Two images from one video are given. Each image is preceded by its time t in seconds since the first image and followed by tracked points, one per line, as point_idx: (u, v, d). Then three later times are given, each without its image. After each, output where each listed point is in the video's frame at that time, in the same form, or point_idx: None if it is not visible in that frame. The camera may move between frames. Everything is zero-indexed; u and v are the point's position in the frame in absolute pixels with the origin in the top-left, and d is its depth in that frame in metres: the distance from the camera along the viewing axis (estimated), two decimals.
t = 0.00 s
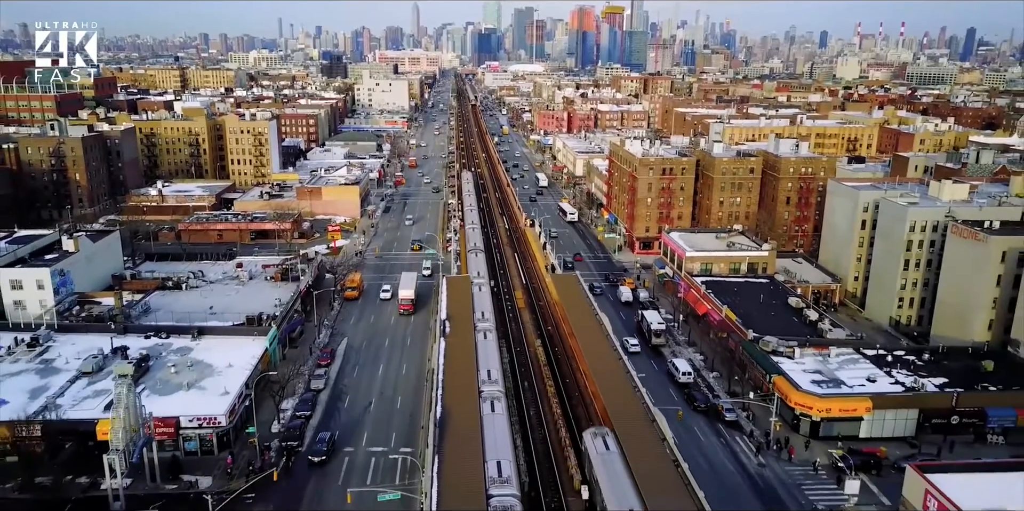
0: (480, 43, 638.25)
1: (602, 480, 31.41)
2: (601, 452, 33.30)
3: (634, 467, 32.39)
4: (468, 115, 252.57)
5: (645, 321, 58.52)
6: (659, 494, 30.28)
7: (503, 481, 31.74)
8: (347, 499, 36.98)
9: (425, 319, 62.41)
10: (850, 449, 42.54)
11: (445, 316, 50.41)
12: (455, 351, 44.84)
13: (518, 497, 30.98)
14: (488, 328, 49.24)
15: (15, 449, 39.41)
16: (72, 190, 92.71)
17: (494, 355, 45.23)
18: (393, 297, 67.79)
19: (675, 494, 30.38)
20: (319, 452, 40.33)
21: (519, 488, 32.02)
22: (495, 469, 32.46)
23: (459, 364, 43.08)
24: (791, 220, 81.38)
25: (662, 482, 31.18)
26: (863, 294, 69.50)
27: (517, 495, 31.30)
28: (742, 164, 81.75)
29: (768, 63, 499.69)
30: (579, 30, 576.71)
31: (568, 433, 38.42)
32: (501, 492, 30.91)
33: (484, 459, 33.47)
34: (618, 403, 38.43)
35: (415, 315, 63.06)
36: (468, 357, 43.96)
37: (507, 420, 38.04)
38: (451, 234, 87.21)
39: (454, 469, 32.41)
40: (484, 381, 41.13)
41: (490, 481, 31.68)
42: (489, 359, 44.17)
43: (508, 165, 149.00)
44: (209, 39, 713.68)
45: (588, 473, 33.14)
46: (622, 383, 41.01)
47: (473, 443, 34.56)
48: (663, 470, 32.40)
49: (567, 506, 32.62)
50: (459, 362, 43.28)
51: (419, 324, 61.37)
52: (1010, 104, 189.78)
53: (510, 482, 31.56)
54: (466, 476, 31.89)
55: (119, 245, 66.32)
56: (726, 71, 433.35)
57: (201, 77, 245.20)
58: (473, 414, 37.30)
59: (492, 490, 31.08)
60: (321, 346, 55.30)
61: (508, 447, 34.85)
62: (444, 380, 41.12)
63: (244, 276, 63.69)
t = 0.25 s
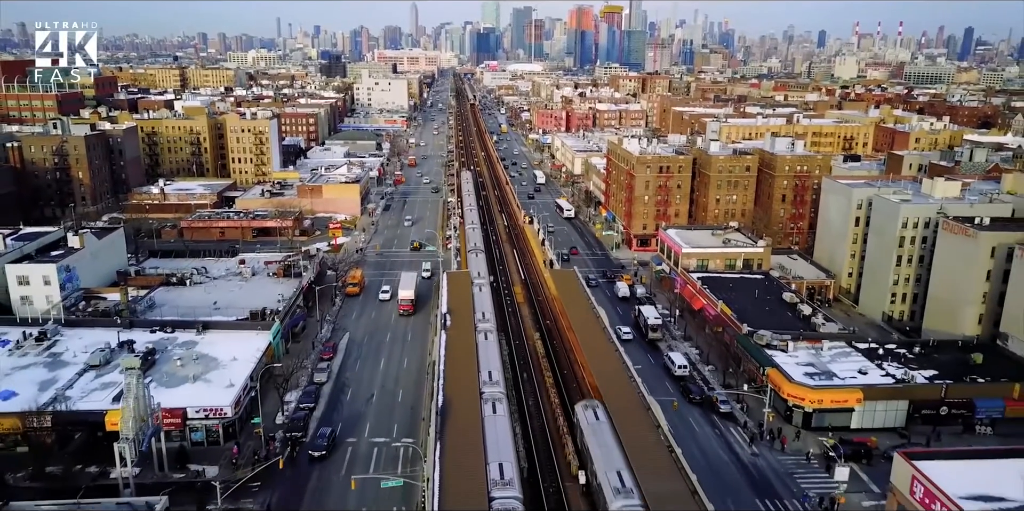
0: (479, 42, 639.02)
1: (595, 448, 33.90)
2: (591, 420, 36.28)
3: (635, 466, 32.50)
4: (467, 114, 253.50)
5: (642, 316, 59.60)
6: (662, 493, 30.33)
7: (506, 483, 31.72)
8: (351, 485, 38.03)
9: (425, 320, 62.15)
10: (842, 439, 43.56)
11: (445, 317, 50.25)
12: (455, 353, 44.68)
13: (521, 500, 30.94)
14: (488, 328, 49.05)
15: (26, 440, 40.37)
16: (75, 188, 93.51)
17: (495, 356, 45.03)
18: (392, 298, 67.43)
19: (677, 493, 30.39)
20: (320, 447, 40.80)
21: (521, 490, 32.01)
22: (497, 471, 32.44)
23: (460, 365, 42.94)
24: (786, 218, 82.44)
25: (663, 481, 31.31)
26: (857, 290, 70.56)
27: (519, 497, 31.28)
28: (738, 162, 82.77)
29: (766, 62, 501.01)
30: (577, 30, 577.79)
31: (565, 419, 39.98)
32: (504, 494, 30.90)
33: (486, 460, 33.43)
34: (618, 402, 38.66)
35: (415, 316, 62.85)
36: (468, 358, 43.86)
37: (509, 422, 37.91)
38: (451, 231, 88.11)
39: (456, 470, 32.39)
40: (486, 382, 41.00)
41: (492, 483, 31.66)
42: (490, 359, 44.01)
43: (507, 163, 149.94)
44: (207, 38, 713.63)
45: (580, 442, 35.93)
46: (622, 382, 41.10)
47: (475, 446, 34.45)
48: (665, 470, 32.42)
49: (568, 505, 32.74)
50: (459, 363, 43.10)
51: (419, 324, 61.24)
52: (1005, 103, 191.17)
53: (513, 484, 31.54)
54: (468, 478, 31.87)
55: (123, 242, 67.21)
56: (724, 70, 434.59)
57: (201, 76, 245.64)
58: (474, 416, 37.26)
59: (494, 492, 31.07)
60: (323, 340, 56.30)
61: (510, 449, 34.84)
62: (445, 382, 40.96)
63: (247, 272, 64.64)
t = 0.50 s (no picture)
0: (477, 42, 640.09)
1: (586, 420, 36.45)
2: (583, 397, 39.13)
3: (634, 460, 32.89)
4: (466, 113, 254.49)
5: (639, 311, 60.66)
6: (662, 488, 30.65)
7: (508, 486, 31.77)
8: (355, 474, 39.31)
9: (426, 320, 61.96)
10: (833, 430, 44.56)
11: (446, 318, 50.00)
12: (456, 352, 44.53)
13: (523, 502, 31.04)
14: (490, 330, 48.92)
15: (37, 431, 41.33)
16: (78, 187, 94.35)
17: (496, 357, 44.89)
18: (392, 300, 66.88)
19: (679, 494, 30.35)
20: (320, 442, 41.35)
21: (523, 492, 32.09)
22: (498, 474, 32.53)
23: (461, 365, 42.78)
24: (782, 215, 83.44)
25: (664, 479, 31.46)
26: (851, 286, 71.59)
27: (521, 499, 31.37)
28: (735, 160, 83.82)
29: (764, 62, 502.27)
30: (576, 29, 578.77)
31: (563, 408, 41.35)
32: (506, 497, 30.94)
33: (488, 463, 33.48)
34: (616, 396, 39.11)
35: (414, 316, 62.62)
36: (469, 358, 43.68)
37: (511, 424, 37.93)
38: (451, 228, 89.00)
39: (458, 471, 32.38)
40: (487, 383, 40.90)
41: (495, 485, 31.75)
42: (491, 361, 43.91)
43: (505, 162, 150.88)
44: (206, 38, 714.20)
45: (573, 418, 38.48)
46: (622, 377, 41.63)
47: (477, 447, 34.42)
48: (667, 469, 32.42)
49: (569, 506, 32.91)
50: (460, 364, 42.98)
51: (419, 325, 61.05)
52: (1000, 102, 192.58)
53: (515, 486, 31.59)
54: (470, 479, 31.88)
55: (127, 239, 68.07)
56: (722, 69, 435.91)
57: (201, 75, 246.45)
58: (476, 416, 37.25)
59: (497, 494, 31.11)
60: (325, 335, 57.30)
61: (512, 451, 34.89)
62: (446, 382, 40.85)
63: (250, 269, 65.55)
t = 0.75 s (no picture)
0: (476, 42, 641.05)
1: (579, 397, 38.70)
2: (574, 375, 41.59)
3: (632, 452, 33.38)
4: (465, 113, 255.37)
5: (636, 306, 61.71)
6: (659, 479, 31.17)
7: (510, 487, 31.76)
8: (358, 461, 40.57)
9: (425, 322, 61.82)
10: (825, 421, 45.59)
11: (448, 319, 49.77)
12: (457, 352, 44.41)
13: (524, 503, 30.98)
14: (491, 330, 48.76)
15: (47, 422, 42.30)
16: (81, 185, 95.20)
17: (497, 358, 44.70)
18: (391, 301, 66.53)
19: (681, 492, 30.28)
20: (320, 436, 41.92)
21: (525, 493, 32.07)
22: (500, 475, 32.52)
23: (462, 365, 42.68)
24: (777, 213, 84.47)
25: (664, 475, 31.59)
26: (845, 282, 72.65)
27: (523, 501, 31.35)
28: (731, 158, 84.88)
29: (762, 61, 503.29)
30: (575, 29, 579.62)
31: (561, 397, 42.58)
32: (509, 499, 30.92)
33: (490, 464, 33.48)
34: (614, 388, 39.85)
35: (414, 317, 62.58)
36: (472, 358, 43.55)
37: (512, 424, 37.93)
38: (451, 225, 89.93)
39: (460, 473, 32.35)
40: (488, 384, 40.72)
41: (497, 486, 31.73)
42: (492, 361, 43.75)
43: (504, 161, 151.77)
44: (204, 37, 714.62)
45: (567, 395, 40.95)
46: (619, 371, 42.22)
47: (479, 449, 34.33)
48: (668, 466, 32.45)
49: (571, 503, 33.08)
50: (461, 363, 42.86)
51: (420, 326, 60.94)
52: (995, 101, 193.85)
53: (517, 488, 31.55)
54: (472, 480, 31.89)
55: (131, 236, 68.97)
56: (720, 69, 436.91)
57: (200, 75, 247.19)
58: (477, 417, 37.19)
59: (499, 496, 31.08)
60: (328, 330, 58.30)
61: (514, 452, 34.90)
62: (447, 382, 40.80)
63: (252, 265, 66.51)
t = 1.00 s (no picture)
0: (475, 42, 642.23)
1: (571, 376, 41.33)
2: (569, 355, 44.31)
3: (630, 441, 34.23)
4: (464, 112, 256.35)
5: (633, 301, 62.74)
6: (654, 466, 32.21)
7: (512, 489, 31.58)
8: (361, 450, 41.69)
9: (426, 323, 61.44)
10: (818, 412, 46.59)
11: (449, 320, 49.46)
12: (458, 353, 44.27)
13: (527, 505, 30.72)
14: (491, 330, 48.50)
15: (56, 414, 43.21)
16: (84, 184, 96.03)
17: (499, 358, 44.40)
18: (391, 301, 66.37)
19: (683, 495, 30.10)
20: (319, 430, 42.46)
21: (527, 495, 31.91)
22: (502, 477, 32.38)
23: (463, 366, 42.56)
24: (773, 210, 85.49)
25: (663, 472, 31.81)
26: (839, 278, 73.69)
27: (525, 503, 31.16)
28: (727, 156, 85.93)
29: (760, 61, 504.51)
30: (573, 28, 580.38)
31: (559, 388, 43.86)
32: (510, 500, 30.70)
33: (491, 466, 33.33)
34: (611, 380, 40.81)
35: (414, 317, 62.42)
36: (473, 359, 43.34)
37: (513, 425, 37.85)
38: (451, 222, 90.86)
39: (462, 475, 32.20)
40: (489, 385, 40.53)
41: (499, 488, 31.57)
42: (494, 362, 43.51)
43: (503, 160, 152.75)
44: (203, 37, 714.78)
45: (561, 373, 43.81)
46: (618, 366, 42.84)
47: (481, 451, 34.19)
48: (670, 467, 32.34)
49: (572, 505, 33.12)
50: (462, 365, 42.75)
51: (419, 326, 60.77)
52: (991, 101, 194.99)
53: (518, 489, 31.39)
54: (474, 482, 31.76)
55: (134, 234, 69.86)
56: (718, 69, 437.79)
57: (201, 74, 248.05)
58: (479, 419, 37.10)
59: (501, 498, 30.88)
60: (330, 325, 59.21)
61: (515, 454, 34.77)
62: (448, 383, 40.68)
63: (255, 262, 67.45)
